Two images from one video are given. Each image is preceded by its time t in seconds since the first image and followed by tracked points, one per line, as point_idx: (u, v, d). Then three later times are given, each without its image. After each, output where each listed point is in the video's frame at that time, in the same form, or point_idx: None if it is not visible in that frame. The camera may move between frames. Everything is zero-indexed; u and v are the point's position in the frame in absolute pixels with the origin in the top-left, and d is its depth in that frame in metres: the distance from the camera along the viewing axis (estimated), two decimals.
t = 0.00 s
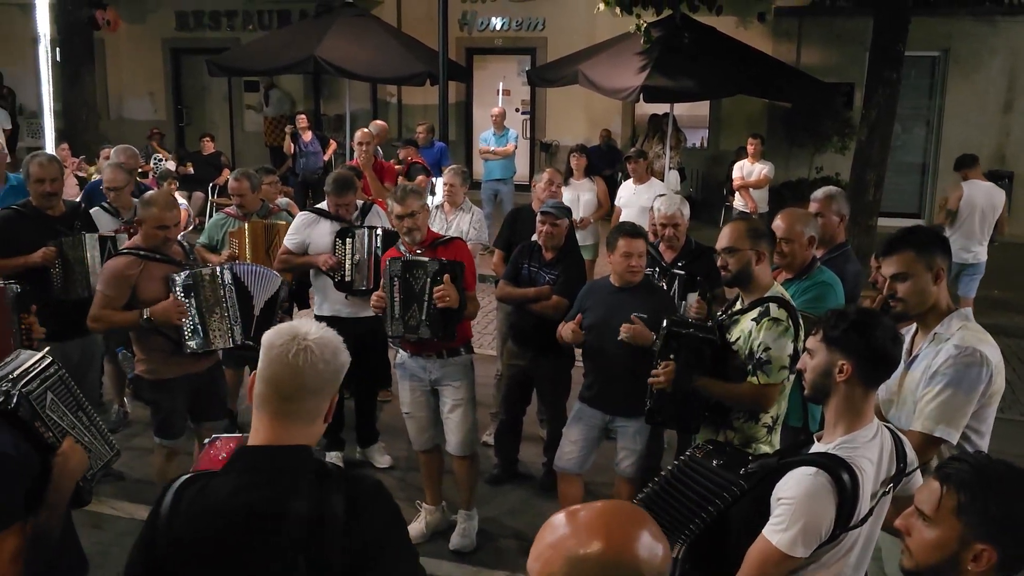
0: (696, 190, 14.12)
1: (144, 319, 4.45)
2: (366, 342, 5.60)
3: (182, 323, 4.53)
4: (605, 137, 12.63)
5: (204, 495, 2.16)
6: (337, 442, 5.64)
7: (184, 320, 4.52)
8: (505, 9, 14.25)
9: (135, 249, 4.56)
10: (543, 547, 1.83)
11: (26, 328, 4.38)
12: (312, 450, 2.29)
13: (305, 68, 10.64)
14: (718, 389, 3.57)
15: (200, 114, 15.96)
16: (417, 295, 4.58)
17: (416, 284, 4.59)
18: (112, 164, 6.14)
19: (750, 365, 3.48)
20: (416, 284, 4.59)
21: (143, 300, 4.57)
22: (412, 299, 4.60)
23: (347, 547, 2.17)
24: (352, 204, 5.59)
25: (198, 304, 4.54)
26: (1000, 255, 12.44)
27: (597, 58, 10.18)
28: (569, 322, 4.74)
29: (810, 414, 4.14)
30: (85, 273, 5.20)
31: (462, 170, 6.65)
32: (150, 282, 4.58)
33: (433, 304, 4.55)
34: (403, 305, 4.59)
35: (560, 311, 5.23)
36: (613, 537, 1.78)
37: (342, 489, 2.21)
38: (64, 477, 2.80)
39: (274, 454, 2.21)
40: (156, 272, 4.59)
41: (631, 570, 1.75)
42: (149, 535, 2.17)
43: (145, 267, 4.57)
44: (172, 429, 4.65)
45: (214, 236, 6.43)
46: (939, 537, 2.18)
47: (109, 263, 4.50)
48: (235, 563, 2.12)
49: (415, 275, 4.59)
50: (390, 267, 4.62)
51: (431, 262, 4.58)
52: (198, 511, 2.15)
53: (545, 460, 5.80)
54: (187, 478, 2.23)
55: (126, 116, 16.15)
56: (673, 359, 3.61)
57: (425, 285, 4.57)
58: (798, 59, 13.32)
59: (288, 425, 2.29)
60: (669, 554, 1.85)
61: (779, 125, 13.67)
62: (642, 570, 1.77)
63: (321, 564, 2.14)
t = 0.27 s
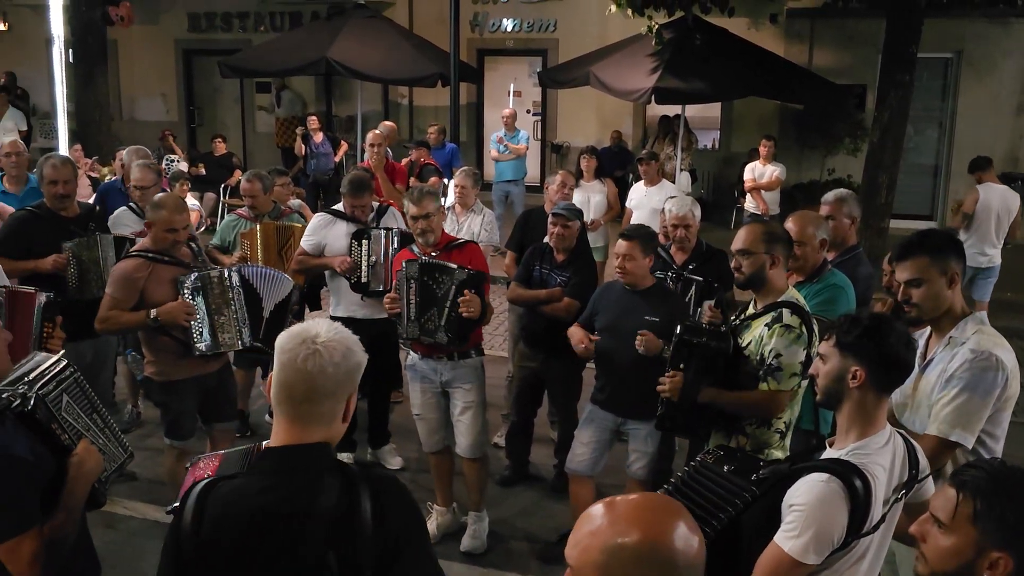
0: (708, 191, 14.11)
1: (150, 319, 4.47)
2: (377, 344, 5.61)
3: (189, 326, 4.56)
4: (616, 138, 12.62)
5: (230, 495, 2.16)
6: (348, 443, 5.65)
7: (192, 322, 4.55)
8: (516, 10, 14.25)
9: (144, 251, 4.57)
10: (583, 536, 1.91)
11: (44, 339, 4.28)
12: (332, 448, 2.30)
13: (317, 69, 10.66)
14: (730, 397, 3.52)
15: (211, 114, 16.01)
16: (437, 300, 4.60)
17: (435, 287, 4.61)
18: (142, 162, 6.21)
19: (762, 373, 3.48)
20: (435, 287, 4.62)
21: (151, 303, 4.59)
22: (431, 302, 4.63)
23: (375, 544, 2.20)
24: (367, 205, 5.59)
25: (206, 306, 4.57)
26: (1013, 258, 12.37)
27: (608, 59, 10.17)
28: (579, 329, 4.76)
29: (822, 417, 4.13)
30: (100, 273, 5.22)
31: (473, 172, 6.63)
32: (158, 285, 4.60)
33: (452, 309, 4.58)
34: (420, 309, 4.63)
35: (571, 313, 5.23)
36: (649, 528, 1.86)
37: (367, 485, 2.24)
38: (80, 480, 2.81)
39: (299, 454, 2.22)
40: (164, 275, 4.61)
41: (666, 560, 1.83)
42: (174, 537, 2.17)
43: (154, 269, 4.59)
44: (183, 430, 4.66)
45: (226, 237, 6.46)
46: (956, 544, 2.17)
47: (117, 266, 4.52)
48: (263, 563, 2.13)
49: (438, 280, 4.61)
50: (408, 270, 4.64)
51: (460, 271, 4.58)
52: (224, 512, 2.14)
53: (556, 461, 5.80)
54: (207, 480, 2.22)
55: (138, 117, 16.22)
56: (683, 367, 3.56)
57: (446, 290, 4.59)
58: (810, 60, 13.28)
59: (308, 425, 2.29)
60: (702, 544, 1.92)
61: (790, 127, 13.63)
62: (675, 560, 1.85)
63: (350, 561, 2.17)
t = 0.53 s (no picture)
0: (715, 191, 14.09)
1: (155, 318, 4.46)
2: (384, 343, 5.62)
3: (193, 325, 4.55)
4: (623, 138, 12.61)
5: (243, 492, 2.16)
6: (354, 442, 5.65)
7: (195, 321, 4.55)
8: (524, 10, 14.25)
9: (147, 251, 4.58)
10: (598, 521, 2.00)
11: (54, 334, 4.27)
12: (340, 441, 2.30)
13: (325, 69, 10.67)
14: (734, 406, 3.53)
15: (219, 114, 16.05)
16: (456, 303, 4.60)
17: (449, 287, 4.61)
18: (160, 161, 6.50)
19: (768, 377, 3.46)
20: (448, 289, 4.62)
21: (154, 302, 4.59)
22: (445, 304, 4.63)
23: (390, 536, 2.20)
24: (379, 203, 5.62)
25: (210, 305, 4.58)
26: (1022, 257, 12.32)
27: (615, 58, 10.16)
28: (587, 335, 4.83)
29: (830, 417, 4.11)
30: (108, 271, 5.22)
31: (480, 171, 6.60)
32: (162, 284, 4.60)
33: (466, 311, 4.58)
34: (432, 309, 4.63)
35: (578, 312, 5.22)
36: (665, 517, 1.93)
37: (379, 477, 2.25)
38: (86, 478, 2.81)
39: (310, 448, 2.23)
40: (168, 274, 4.61)
41: (681, 549, 1.90)
42: (188, 538, 2.16)
43: (158, 269, 4.60)
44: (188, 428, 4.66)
45: (233, 237, 6.48)
46: (964, 545, 2.16)
47: (120, 267, 4.52)
48: (279, 559, 2.13)
49: (454, 282, 4.61)
50: (420, 270, 4.63)
51: (479, 280, 4.58)
52: (238, 509, 2.14)
53: (562, 460, 5.79)
54: (218, 480, 2.22)
55: (146, 117, 16.27)
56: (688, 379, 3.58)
57: (461, 292, 4.59)
58: (818, 59, 13.24)
59: (318, 422, 2.29)
60: (717, 537, 2.00)
61: (798, 125, 13.60)
62: (690, 545, 1.92)
63: (366, 553, 2.17)
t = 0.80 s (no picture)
0: (725, 190, 14.06)
1: (164, 319, 4.48)
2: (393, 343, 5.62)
3: (201, 323, 4.56)
4: (633, 137, 12.60)
5: (257, 490, 2.15)
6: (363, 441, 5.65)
7: (203, 319, 4.55)
8: (533, 9, 14.24)
9: (155, 250, 4.58)
10: (611, 514, 2.01)
11: (64, 334, 4.28)
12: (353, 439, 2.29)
13: (334, 69, 10.68)
14: (742, 409, 3.54)
15: (229, 113, 16.08)
16: (474, 305, 4.60)
17: (464, 288, 4.60)
18: (174, 160, 6.57)
19: (777, 380, 3.44)
20: (462, 289, 4.60)
21: (162, 302, 4.60)
22: (459, 305, 4.62)
23: (403, 532, 2.21)
24: (395, 204, 5.64)
25: (218, 303, 4.60)
26: None
27: (624, 58, 10.15)
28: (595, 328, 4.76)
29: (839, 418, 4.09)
30: (116, 271, 5.23)
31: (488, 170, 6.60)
32: (169, 283, 4.61)
33: (482, 312, 4.60)
34: (444, 310, 4.61)
35: (587, 311, 5.21)
36: (680, 511, 1.93)
37: (392, 473, 2.24)
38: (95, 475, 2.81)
39: (326, 445, 2.21)
40: (175, 273, 4.62)
41: (694, 542, 1.89)
42: (202, 535, 2.15)
43: (165, 268, 4.60)
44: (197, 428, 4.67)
45: (244, 236, 6.50)
46: (973, 545, 2.15)
47: (128, 266, 4.52)
48: (294, 557, 2.13)
49: (469, 283, 4.59)
50: (434, 270, 4.62)
51: (497, 282, 4.59)
52: (254, 506, 2.13)
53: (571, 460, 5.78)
54: (230, 480, 2.20)
55: (156, 116, 16.31)
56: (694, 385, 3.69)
57: (476, 293, 4.60)
58: (828, 58, 13.19)
59: (330, 420, 2.28)
60: (729, 531, 1.98)
61: (808, 125, 13.56)
62: (702, 539, 1.91)
63: (380, 550, 2.18)
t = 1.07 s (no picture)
0: (734, 191, 14.02)
1: (176, 319, 4.51)
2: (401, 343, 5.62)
3: (211, 323, 4.58)
4: (642, 138, 12.58)
5: (265, 487, 2.16)
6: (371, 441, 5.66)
7: (213, 319, 4.57)
8: (542, 10, 14.23)
9: (165, 249, 4.57)
10: (622, 513, 2.00)
11: (78, 336, 4.29)
12: (364, 441, 2.28)
13: (343, 70, 10.71)
14: (749, 416, 3.52)
15: (239, 115, 16.12)
16: (495, 313, 4.54)
17: (482, 293, 4.55)
18: (186, 160, 6.60)
19: (786, 382, 3.43)
20: (479, 294, 4.55)
21: (172, 301, 4.59)
22: (476, 310, 4.57)
23: (408, 534, 2.20)
24: (411, 207, 5.63)
25: (227, 303, 4.61)
26: None
27: (633, 58, 10.13)
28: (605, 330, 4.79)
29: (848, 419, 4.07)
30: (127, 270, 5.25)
31: (497, 171, 6.61)
32: (180, 283, 4.60)
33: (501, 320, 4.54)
34: (460, 313, 4.58)
35: (595, 312, 5.20)
36: (690, 510, 1.93)
37: (399, 475, 2.23)
38: (103, 475, 2.82)
39: (335, 445, 2.22)
40: (186, 272, 4.61)
41: (705, 541, 1.89)
42: (212, 530, 2.16)
43: (176, 267, 4.59)
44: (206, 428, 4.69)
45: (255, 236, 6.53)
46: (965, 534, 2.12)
47: (139, 266, 4.51)
48: (300, 555, 2.12)
49: (488, 290, 4.54)
50: (451, 272, 4.58)
51: (519, 297, 4.52)
52: (263, 503, 2.14)
53: (580, 461, 5.78)
54: (240, 475, 2.21)
55: (166, 117, 16.37)
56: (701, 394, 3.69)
57: (495, 300, 4.54)
58: (839, 58, 13.14)
59: (341, 421, 2.28)
60: (740, 532, 1.98)
61: (819, 126, 13.52)
62: (713, 536, 1.91)
63: (383, 551, 2.16)
